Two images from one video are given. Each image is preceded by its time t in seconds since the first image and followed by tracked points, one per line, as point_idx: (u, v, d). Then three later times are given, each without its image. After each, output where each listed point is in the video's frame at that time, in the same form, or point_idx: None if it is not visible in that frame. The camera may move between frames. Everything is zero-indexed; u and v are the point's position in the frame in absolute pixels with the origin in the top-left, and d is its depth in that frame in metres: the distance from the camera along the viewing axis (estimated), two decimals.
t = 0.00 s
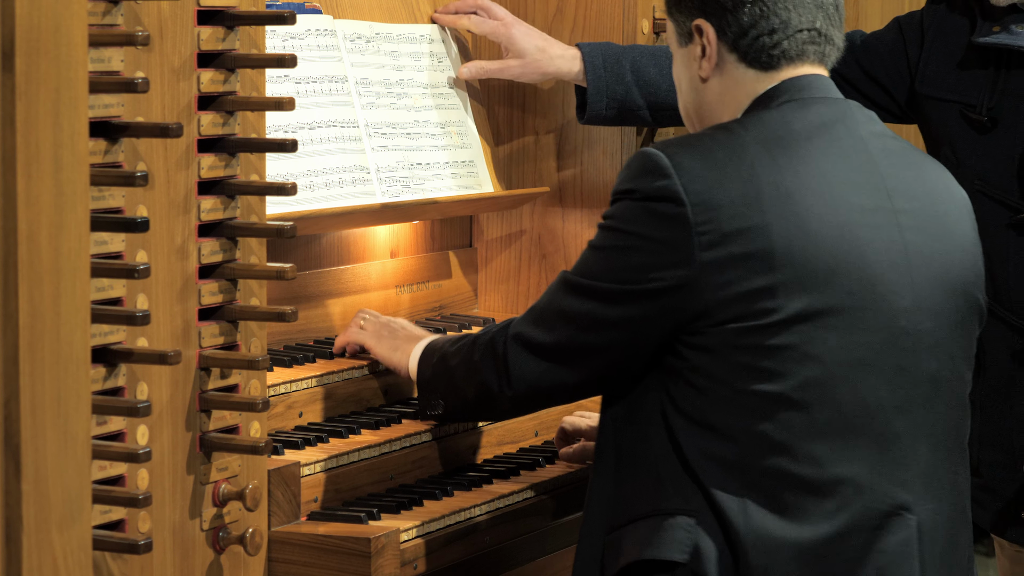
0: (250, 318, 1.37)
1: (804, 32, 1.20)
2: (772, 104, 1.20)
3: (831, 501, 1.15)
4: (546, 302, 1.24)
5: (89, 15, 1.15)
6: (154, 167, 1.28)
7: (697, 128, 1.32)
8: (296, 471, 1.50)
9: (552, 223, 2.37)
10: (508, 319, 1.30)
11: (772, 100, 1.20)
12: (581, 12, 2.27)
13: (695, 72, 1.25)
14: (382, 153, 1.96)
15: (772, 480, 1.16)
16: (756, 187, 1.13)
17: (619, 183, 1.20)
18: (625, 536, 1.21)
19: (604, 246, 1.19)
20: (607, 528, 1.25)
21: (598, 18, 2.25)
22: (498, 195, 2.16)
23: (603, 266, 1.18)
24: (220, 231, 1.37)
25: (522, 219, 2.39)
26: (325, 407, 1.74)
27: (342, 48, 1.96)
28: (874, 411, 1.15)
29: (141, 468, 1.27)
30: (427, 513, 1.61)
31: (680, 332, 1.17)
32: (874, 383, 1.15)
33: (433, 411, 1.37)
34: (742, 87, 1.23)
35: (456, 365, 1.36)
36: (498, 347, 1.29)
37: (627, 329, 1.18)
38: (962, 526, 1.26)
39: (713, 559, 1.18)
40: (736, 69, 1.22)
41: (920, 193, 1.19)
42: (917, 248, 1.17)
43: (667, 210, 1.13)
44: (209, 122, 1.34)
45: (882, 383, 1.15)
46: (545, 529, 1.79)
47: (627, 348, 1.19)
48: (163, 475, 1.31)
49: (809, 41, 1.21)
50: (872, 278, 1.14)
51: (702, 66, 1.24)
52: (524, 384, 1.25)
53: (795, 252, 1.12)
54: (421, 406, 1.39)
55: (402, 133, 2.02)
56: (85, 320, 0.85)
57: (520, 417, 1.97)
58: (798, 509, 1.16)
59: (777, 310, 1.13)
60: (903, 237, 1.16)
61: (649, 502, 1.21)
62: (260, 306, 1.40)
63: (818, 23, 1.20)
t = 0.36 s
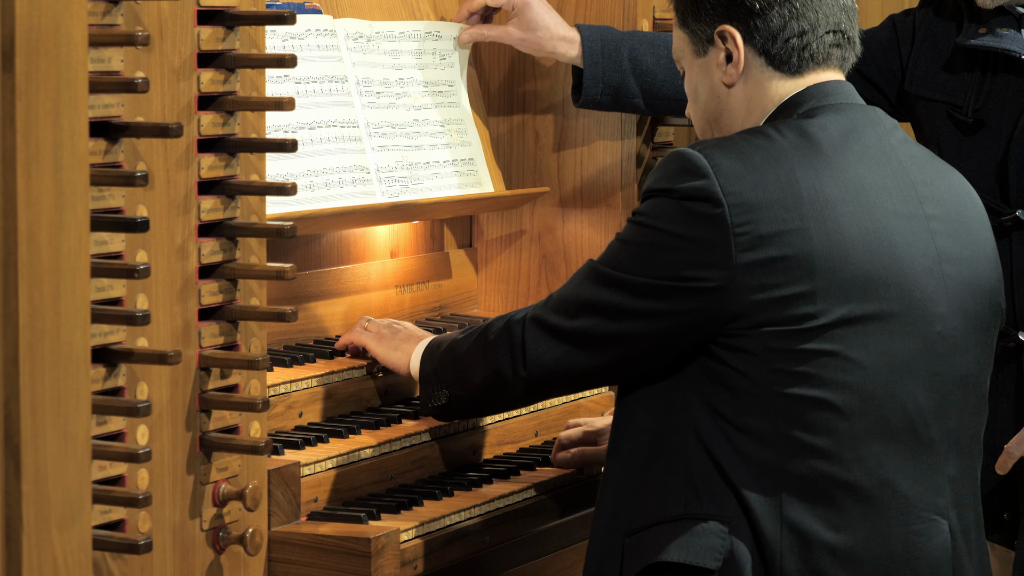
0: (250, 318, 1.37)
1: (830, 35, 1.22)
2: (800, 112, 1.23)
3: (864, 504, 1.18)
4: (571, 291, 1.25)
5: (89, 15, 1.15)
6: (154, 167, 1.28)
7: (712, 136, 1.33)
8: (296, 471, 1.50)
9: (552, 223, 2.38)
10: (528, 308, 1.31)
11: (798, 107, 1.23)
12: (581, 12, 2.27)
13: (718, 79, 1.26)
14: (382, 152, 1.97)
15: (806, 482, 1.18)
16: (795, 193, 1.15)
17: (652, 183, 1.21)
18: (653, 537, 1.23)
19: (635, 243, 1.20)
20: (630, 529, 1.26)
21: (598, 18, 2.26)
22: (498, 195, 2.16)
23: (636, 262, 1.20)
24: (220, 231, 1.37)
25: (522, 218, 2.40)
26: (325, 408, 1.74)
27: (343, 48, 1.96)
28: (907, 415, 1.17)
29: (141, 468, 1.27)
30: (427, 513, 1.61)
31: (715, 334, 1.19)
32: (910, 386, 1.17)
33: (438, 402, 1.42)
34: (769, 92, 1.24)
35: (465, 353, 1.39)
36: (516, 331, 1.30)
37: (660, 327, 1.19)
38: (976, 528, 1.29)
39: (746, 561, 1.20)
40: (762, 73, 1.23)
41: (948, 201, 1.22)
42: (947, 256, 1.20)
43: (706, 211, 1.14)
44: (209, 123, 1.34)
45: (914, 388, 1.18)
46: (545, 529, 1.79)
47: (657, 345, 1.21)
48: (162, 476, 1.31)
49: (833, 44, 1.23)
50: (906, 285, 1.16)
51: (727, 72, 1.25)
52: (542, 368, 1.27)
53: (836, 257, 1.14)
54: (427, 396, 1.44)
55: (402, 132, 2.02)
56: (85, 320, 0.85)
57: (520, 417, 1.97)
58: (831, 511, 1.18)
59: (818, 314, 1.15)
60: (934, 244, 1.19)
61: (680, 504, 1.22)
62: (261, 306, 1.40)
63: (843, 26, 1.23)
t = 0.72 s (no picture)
0: (250, 318, 1.37)
1: (799, 30, 1.23)
2: (767, 106, 1.24)
3: (833, 500, 1.18)
4: (543, 292, 1.26)
5: (89, 15, 1.15)
6: (154, 167, 1.28)
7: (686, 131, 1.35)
8: (296, 472, 1.50)
9: (552, 223, 2.38)
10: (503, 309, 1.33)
11: (766, 101, 1.24)
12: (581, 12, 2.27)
13: (688, 74, 1.28)
14: (383, 152, 1.97)
15: (775, 479, 1.19)
16: (761, 188, 1.15)
17: (618, 182, 1.22)
18: (627, 535, 1.23)
19: (603, 242, 1.21)
20: (605, 525, 1.27)
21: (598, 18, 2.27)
22: (502, 195, 2.17)
23: (603, 261, 1.20)
24: (220, 231, 1.37)
25: (523, 220, 2.42)
26: (325, 407, 1.74)
27: (343, 48, 1.95)
28: (876, 410, 1.18)
29: (141, 468, 1.27)
30: (427, 513, 1.61)
31: (683, 331, 1.19)
32: (878, 380, 1.18)
33: (425, 397, 1.41)
34: (736, 88, 1.25)
35: (449, 351, 1.39)
36: (491, 334, 1.31)
37: (628, 326, 1.20)
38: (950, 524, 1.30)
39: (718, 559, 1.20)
40: (730, 69, 1.24)
41: (916, 195, 1.23)
42: (915, 249, 1.20)
43: (670, 210, 1.15)
44: (209, 123, 1.34)
45: (882, 382, 1.18)
46: (544, 529, 1.79)
47: (626, 344, 1.21)
48: (163, 475, 1.31)
49: (803, 39, 1.24)
50: (874, 279, 1.17)
51: (695, 68, 1.26)
52: (517, 372, 1.28)
53: (801, 253, 1.15)
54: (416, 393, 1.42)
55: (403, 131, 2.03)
56: (85, 320, 0.85)
57: (520, 417, 1.97)
58: (802, 507, 1.19)
59: (783, 310, 1.15)
60: (902, 238, 1.19)
61: (652, 503, 1.23)
62: (261, 306, 1.40)
63: (813, 21, 1.23)
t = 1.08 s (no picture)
0: (250, 318, 1.37)
1: (793, 30, 1.25)
2: (769, 108, 1.25)
3: (846, 499, 1.19)
4: (550, 298, 1.26)
5: (89, 15, 1.15)
6: (154, 167, 1.28)
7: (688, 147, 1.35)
8: (296, 472, 1.50)
9: (552, 223, 2.38)
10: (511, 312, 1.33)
11: (768, 102, 1.25)
12: (582, 11, 2.29)
13: (688, 86, 1.28)
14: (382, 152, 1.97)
15: (788, 480, 1.19)
16: (770, 192, 1.16)
17: (625, 188, 1.22)
18: (637, 537, 1.23)
19: (610, 248, 1.21)
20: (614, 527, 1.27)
21: (598, 18, 2.28)
22: (501, 194, 2.17)
23: (612, 267, 1.21)
24: (220, 231, 1.37)
25: (523, 220, 2.40)
26: (325, 407, 1.74)
27: (342, 48, 1.95)
28: (886, 411, 1.19)
29: (141, 468, 1.27)
30: (427, 513, 1.61)
31: (693, 334, 1.20)
32: (888, 381, 1.18)
33: (434, 398, 1.42)
34: (738, 92, 1.26)
35: (459, 352, 1.38)
36: (501, 337, 1.31)
37: (639, 329, 1.20)
38: (960, 520, 1.31)
39: (731, 559, 1.21)
40: (730, 74, 1.25)
41: (922, 195, 1.23)
42: (923, 249, 1.20)
43: (679, 215, 1.15)
44: (209, 123, 1.34)
45: (893, 382, 1.19)
46: (544, 529, 1.79)
47: (636, 347, 1.22)
48: (162, 475, 1.31)
49: (797, 39, 1.26)
50: (883, 281, 1.17)
51: (695, 79, 1.27)
52: (526, 374, 1.28)
53: (811, 257, 1.15)
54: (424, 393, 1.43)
55: (405, 130, 2.03)
56: (85, 320, 0.85)
57: (520, 417, 1.97)
58: (815, 507, 1.19)
59: (793, 313, 1.16)
60: (910, 239, 1.20)
61: (662, 505, 1.23)
62: (261, 306, 1.40)
63: (805, 20, 1.26)
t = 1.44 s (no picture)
0: (250, 318, 1.37)
1: (780, 32, 1.27)
2: (767, 111, 1.26)
3: (852, 500, 1.19)
4: (553, 305, 1.26)
5: (89, 15, 1.15)
6: (154, 167, 1.28)
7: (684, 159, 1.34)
8: (296, 472, 1.50)
9: (551, 223, 2.38)
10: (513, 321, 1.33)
11: (766, 105, 1.26)
12: (582, 12, 2.32)
13: (681, 96, 1.28)
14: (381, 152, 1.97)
15: (794, 483, 1.19)
16: (775, 194, 1.16)
17: (629, 194, 1.23)
18: (638, 547, 1.23)
19: (615, 254, 1.21)
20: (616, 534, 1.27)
21: (598, 18, 2.30)
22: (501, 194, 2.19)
23: (616, 273, 1.21)
24: (220, 231, 1.37)
25: (523, 219, 2.40)
26: (325, 408, 1.75)
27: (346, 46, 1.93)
28: (891, 412, 1.19)
29: (141, 468, 1.27)
30: (427, 513, 1.61)
31: (699, 338, 1.20)
32: (893, 383, 1.19)
33: (428, 410, 1.41)
34: (733, 96, 1.27)
35: (455, 365, 1.39)
36: (502, 347, 1.31)
37: (645, 335, 1.20)
38: (966, 518, 1.31)
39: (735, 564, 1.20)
40: (723, 79, 1.27)
41: (922, 195, 1.24)
42: (926, 250, 1.21)
43: (686, 219, 1.15)
44: (209, 122, 1.34)
45: (898, 381, 1.19)
46: (544, 529, 1.79)
47: (641, 354, 1.22)
48: (162, 476, 1.31)
49: (784, 41, 1.28)
50: (887, 282, 1.18)
51: (689, 87, 1.27)
52: (530, 384, 1.28)
53: (818, 259, 1.16)
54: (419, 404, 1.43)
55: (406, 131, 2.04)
56: (85, 320, 0.85)
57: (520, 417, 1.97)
58: (820, 509, 1.19)
59: (800, 315, 1.16)
60: (913, 240, 1.21)
61: (663, 513, 1.23)
62: (261, 306, 1.40)
63: (790, 22, 1.28)
